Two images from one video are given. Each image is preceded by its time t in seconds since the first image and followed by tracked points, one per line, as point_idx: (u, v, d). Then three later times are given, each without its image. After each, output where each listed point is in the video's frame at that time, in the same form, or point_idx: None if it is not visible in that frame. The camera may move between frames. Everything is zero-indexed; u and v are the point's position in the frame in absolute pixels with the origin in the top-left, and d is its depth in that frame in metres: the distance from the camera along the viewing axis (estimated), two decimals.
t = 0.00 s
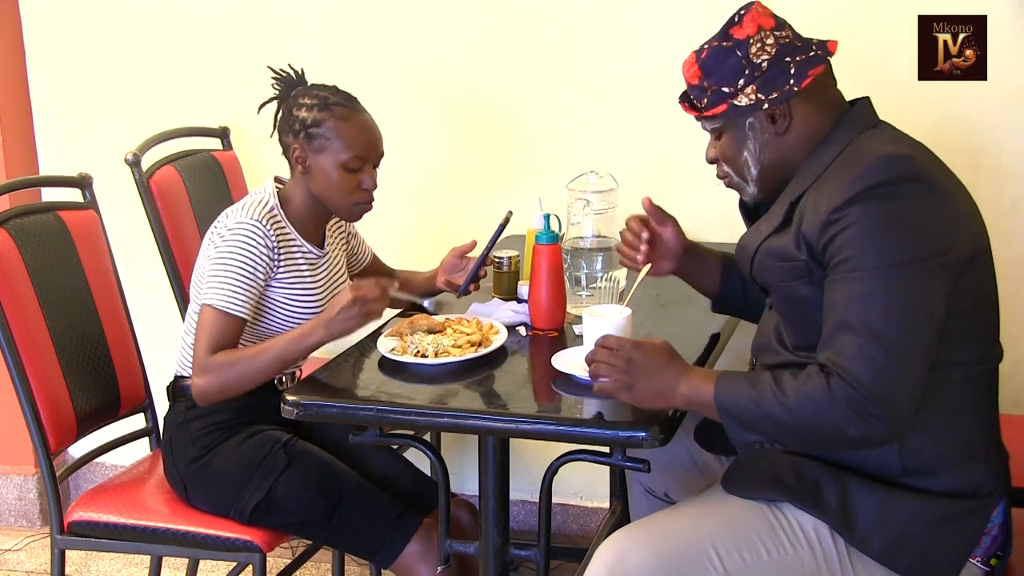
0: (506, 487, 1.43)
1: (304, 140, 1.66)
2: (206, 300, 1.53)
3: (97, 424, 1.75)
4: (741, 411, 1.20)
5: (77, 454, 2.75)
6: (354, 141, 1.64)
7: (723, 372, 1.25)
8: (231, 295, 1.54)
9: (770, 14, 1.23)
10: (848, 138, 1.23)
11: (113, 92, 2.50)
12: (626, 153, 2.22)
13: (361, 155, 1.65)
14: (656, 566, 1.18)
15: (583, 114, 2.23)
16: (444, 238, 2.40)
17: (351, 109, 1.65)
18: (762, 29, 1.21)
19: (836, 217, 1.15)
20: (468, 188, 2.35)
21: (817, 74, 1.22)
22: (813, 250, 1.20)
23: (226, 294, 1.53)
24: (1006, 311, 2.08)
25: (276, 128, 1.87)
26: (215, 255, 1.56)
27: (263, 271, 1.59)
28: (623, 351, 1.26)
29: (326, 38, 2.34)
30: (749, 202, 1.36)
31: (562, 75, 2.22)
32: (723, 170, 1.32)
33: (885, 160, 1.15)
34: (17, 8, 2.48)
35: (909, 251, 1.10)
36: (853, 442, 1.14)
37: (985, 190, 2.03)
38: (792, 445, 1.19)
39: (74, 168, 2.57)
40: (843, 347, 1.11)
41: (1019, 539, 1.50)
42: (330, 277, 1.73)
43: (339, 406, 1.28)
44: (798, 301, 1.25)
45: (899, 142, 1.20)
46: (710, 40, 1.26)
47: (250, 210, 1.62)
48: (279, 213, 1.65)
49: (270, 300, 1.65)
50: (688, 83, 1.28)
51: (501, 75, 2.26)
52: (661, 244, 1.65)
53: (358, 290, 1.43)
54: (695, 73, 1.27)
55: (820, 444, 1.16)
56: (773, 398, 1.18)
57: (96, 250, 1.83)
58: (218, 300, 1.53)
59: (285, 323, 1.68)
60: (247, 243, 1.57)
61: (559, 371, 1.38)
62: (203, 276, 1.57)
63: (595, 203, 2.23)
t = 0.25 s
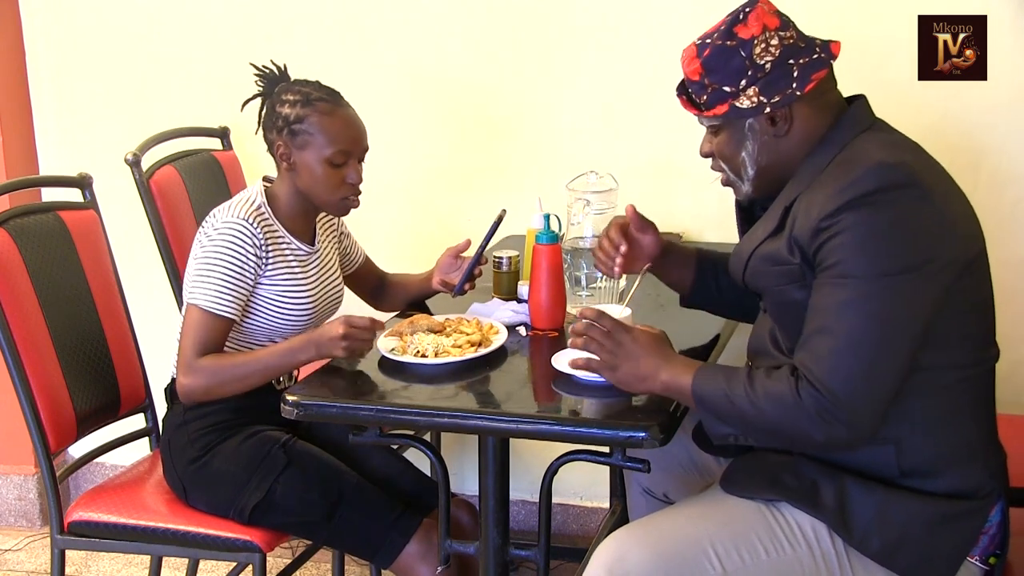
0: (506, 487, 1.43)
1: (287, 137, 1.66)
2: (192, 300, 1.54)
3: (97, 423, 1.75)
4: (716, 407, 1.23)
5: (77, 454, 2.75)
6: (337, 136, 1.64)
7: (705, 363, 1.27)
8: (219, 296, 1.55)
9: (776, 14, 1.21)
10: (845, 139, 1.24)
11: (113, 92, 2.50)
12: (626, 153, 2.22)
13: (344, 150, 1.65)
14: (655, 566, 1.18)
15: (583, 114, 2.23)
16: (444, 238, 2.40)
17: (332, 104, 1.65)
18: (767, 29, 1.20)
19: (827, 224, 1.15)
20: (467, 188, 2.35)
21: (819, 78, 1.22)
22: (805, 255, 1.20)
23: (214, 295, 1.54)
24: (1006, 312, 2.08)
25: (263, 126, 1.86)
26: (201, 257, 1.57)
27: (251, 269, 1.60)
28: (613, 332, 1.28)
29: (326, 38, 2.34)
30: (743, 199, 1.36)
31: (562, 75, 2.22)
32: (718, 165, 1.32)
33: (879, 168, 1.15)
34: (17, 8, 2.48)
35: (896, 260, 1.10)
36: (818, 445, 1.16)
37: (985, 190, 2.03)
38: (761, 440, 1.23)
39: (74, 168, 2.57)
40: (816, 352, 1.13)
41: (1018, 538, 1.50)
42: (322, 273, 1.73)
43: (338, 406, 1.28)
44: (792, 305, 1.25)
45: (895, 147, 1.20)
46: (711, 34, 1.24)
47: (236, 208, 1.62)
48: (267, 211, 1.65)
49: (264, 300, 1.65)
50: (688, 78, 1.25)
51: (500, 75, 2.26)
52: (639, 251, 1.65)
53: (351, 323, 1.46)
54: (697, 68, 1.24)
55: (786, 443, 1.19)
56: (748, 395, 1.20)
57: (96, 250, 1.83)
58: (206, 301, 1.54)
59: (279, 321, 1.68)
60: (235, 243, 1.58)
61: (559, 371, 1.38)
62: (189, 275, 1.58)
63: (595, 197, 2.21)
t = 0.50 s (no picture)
0: (506, 487, 1.43)
1: (276, 135, 1.65)
2: (184, 300, 1.55)
3: (97, 424, 1.75)
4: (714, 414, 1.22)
5: (77, 454, 2.75)
6: (328, 131, 1.63)
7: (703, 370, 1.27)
8: (212, 296, 1.55)
9: (755, 23, 1.21)
10: (829, 146, 1.24)
11: (113, 92, 2.50)
12: (626, 153, 2.22)
13: (336, 145, 1.65)
14: (655, 567, 1.18)
15: (582, 114, 2.23)
16: (444, 238, 2.40)
17: (321, 99, 1.65)
18: (747, 40, 1.20)
19: (816, 229, 1.15)
20: (467, 188, 2.35)
21: (802, 87, 1.22)
22: (796, 260, 1.20)
23: (206, 296, 1.54)
24: (1006, 311, 2.08)
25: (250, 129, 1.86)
26: (192, 259, 1.56)
27: (243, 268, 1.60)
28: (612, 344, 1.27)
29: (325, 38, 2.34)
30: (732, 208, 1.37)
31: (561, 75, 2.22)
32: (705, 176, 1.32)
33: (864, 170, 1.15)
34: (17, 8, 2.48)
35: (886, 262, 1.10)
36: (819, 449, 1.16)
37: (985, 190, 2.03)
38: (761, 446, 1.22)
39: (74, 168, 2.57)
40: (812, 356, 1.13)
41: (1018, 539, 1.50)
42: (316, 271, 1.73)
43: (339, 406, 1.28)
44: (783, 311, 1.25)
45: (880, 150, 1.20)
46: (692, 47, 1.24)
47: (228, 208, 1.62)
48: (258, 210, 1.65)
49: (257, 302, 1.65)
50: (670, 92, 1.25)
51: (500, 75, 2.26)
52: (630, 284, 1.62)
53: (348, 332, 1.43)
54: (678, 82, 1.24)
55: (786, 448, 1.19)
56: (746, 401, 1.19)
57: (96, 250, 1.83)
58: (198, 301, 1.54)
59: (273, 322, 1.68)
60: (227, 243, 1.57)
61: (559, 371, 1.38)
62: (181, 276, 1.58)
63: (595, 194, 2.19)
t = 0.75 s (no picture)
0: (506, 487, 1.43)
1: (267, 134, 1.66)
2: (181, 301, 1.54)
3: (97, 423, 1.75)
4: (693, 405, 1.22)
5: (77, 454, 2.75)
6: (318, 123, 1.64)
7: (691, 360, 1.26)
8: (208, 296, 1.55)
9: (746, 23, 1.21)
10: (819, 145, 1.24)
11: (113, 92, 2.50)
12: (626, 152, 2.22)
13: (327, 136, 1.66)
14: (653, 566, 1.18)
15: (582, 114, 2.23)
16: (444, 238, 2.40)
17: (307, 93, 1.66)
18: (738, 40, 1.20)
19: (802, 227, 1.15)
20: (466, 188, 2.35)
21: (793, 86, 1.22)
22: (784, 258, 1.20)
23: (202, 296, 1.54)
24: (1006, 311, 2.08)
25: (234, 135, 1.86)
26: (188, 257, 1.56)
27: (238, 267, 1.59)
28: (601, 335, 1.30)
29: (325, 38, 2.34)
30: (723, 208, 1.37)
31: (561, 76, 2.22)
32: (696, 176, 1.32)
33: (852, 170, 1.15)
34: (17, 8, 2.48)
35: (870, 261, 1.10)
36: (793, 446, 1.16)
37: (984, 190, 2.03)
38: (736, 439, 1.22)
39: (74, 168, 2.57)
40: (791, 352, 1.13)
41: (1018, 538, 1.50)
42: (311, 270, 1.74)
43: (338, 406, 1.28)
44: (773, 310, 1.26)
45: (869, 150, 1.20)
46: (683, 46, 1.23)
47: (220, 208, 1.62)
48: (252, 209, 1.65)
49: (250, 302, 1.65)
50: (662, 90, 1.25)
51: (500, 75, 2.26)
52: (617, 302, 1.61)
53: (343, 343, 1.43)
54: (669, 81, 1.24)
55: (760, 442, 1.19)
56: (725, 394, 1.20)
57: (96, 250, 1.83)
58: (194, 301, 1.54)
59: (269, 320, 1.68)
60: (221, 243, 1.57)
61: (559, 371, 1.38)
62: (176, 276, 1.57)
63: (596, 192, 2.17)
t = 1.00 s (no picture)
0: (506, 487, 1.43)
1: (260, 129, 1.66)
2: (177, 303, 1.54)
3: (97, 424, 1.75)
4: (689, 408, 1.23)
5: (77, 454, 2.75)
6: (311, 117, 1.67)
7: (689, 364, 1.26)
8: (203, 296, 1.54)
9: (734, 27, 1.22)
10: (813, 145, 1.24)
11: (113, 92, 2.50)
12: (625, 152, 2.22)
13: (319, 129, 1.68)
14: (653, 565, 1.19)
15: (582, 113, 2.23)
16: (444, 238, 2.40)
17: (295, 88, 1.68)
18: (726, 43, 1.20)
19: (797, 228, 1.16)
20: (466, 188, 2.35)
21: (783, 88, 1.22)
22: (779, 260, 1.20)
23: (196, 296, 1.54)
24: (1005, 312, 2.08)
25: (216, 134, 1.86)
26: (180, 258, 1.56)
27: (231, 267, 1.59)
28: (602, 337, 1.31)
29: (325, 38, 2.34)
30: (719, 213, 1.36)
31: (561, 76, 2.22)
32: (691, 180, 1.32)
33: (844, 169, 1.15)
34: (17, 8, 2.48)
35: (864, 261, 1.10)
36: (790, 446, 1.16)
37: (984, 190, 2.03)
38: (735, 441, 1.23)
39: (73, 168, 2.57)
40: (785, 353, 1.13)
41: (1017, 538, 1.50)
42: (302, 266, 1.74)
43: (339, 406, 1.28)
44: (769, 310, 1.26)
45: (861, 150, 1.20)
46: (673, 52, 1.24)
47: (211, 207, 1.61)
48: (242, 208, 1.64)
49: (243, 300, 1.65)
50: (653, 97, 1.26)
51: (500, 76, 2.26)
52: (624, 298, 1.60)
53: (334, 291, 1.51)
54: (660, 87, 1.25)
55: (758, 444, 1.19)
56: (721, 395, 1.20)
57: (96, 250, 1.83)
58: (188, 302, 1.53)
59: (265, 320, 1.68)
60: (213, 243, 1.57)
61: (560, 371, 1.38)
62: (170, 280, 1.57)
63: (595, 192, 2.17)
